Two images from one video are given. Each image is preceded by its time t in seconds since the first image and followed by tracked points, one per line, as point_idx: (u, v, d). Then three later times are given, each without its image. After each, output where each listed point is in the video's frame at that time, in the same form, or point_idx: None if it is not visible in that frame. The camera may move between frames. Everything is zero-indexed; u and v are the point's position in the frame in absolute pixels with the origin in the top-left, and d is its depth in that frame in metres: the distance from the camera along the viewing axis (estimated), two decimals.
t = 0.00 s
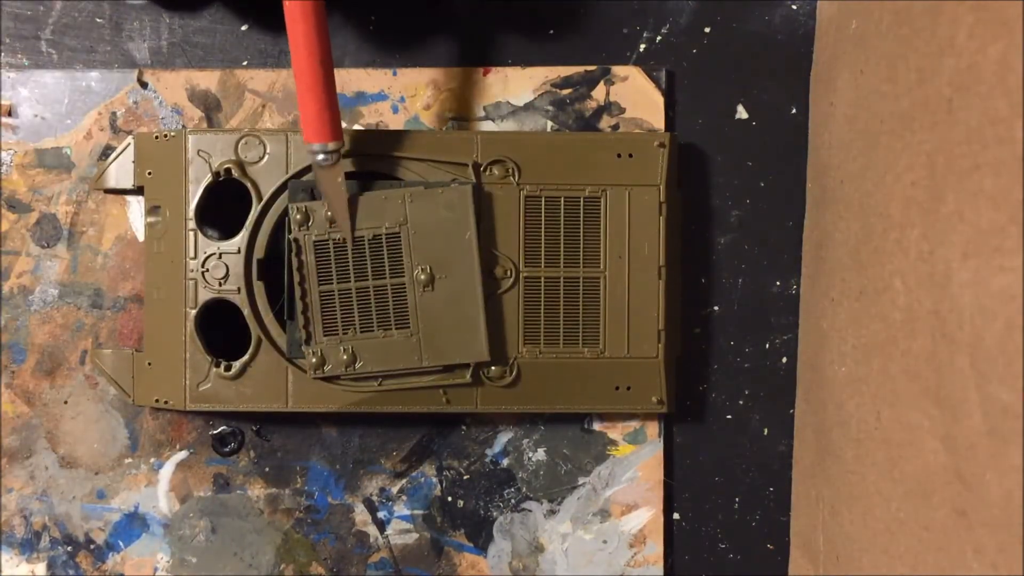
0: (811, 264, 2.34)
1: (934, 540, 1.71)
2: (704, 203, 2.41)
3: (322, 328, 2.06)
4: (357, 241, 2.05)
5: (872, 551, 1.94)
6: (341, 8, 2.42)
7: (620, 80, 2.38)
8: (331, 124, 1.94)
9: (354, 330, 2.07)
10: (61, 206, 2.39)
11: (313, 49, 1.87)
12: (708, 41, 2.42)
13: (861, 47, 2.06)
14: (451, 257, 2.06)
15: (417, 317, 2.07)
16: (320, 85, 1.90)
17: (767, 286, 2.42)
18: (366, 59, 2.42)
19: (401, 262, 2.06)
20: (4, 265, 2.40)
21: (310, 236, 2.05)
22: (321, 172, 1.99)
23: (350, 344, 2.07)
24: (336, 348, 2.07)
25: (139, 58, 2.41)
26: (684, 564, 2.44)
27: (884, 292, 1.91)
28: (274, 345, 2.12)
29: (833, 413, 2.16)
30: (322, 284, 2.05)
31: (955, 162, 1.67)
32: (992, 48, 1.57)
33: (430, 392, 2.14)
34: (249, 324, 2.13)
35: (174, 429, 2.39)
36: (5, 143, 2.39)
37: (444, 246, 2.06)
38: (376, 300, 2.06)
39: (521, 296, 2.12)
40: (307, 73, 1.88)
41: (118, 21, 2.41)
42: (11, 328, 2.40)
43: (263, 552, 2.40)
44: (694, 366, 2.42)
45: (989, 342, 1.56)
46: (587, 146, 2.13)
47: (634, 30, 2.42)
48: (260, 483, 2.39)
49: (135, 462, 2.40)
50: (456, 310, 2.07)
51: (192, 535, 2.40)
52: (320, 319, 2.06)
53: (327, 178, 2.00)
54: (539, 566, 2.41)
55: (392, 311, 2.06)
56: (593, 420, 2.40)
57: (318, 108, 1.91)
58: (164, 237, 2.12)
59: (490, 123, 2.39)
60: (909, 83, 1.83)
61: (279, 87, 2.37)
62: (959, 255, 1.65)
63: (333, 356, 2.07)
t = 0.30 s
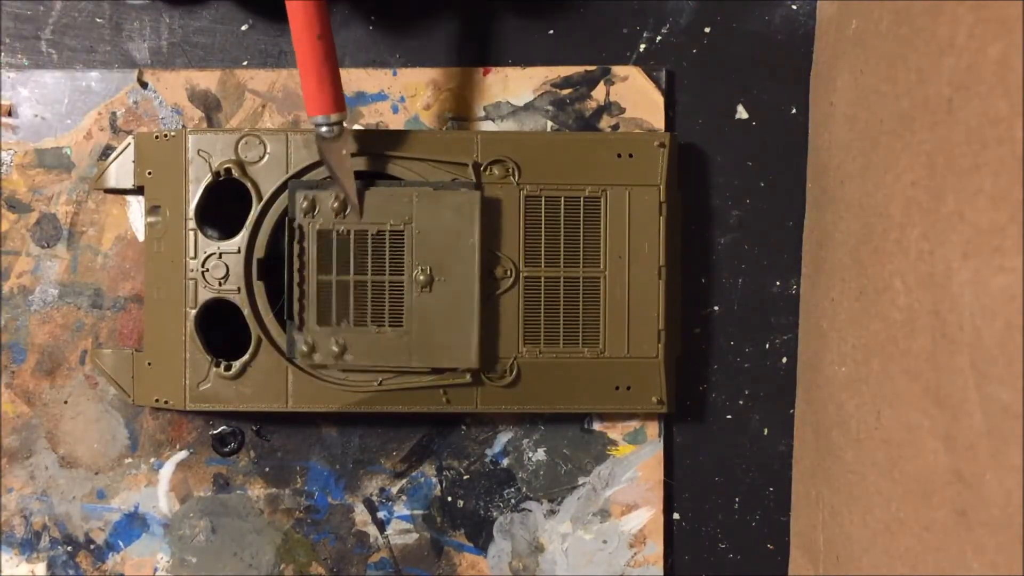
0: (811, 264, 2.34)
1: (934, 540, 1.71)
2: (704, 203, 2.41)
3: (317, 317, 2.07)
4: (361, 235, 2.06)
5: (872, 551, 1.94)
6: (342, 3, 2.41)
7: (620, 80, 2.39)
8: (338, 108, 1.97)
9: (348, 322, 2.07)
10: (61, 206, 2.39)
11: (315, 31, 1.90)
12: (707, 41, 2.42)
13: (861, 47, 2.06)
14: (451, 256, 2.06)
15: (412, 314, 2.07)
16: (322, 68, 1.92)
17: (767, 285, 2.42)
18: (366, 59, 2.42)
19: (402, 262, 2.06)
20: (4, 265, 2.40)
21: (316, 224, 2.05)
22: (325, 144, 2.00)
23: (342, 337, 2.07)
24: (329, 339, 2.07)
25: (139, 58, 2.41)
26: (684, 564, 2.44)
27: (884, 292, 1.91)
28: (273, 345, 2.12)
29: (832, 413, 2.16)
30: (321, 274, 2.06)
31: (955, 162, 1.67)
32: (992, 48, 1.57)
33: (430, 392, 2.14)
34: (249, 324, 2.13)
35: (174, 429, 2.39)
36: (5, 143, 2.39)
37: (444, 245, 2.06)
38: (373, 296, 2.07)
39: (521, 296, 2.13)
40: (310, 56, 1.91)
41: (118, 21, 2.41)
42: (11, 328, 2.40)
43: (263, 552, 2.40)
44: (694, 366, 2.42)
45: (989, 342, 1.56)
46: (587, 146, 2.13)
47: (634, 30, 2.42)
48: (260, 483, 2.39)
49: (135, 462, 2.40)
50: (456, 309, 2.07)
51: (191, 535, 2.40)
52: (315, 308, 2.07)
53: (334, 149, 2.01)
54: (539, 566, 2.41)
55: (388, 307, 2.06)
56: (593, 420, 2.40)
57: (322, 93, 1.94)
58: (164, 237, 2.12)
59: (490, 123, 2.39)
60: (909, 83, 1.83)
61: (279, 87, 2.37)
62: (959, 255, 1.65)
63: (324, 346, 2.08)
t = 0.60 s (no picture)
0: (811, 264, 2.34)
1: (934, 540, 1.71)
2: (704, 203, 2.41)
3: (312, 310, 2.06)
4: (363, 232, 2.06)
5: (872, 551, 1.94)
6: (342, 3, 2.41)
7: (620, 80, 2.38)
8: (333, 96, 1.95)
9: (344, 317, 2.07)
10: (61, 206, 2.39)
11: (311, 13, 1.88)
12: (707, 41, 2.42)
13: (861, 47, 2.06)
14: (451, 256, 2.06)
15: (409, 313, 2.07)
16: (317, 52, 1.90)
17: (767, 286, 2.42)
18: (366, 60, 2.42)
19: (401, 261, 2.06)
20: (4, 265, 2.40)
21: (318, 218, 2.05)
22: (321, 142, 1.98)
23: (337, 332, 2.07)
24: (323, 333, 2.07)
25: (139, 58, 2.41)
26: (684, 564, 2.44)
27: (884, 292, 1.91)
28: (273, 345, 2.12)
29: (832, 413, 2.16)
30: (320, 269, 2.05)
31: (955, 162, 1.67)
32: (992, 48, 1.57)
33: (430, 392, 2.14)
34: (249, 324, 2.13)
35: (174, 429, 2.39)
36: (5, 143, 2.39)
37: (444, 245, 2.06)
38: (372, 295, 2.06)
39: (521, 296, 2.13)
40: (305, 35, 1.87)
41: (118, 21, 2.41)
42: (11, 328, 2.40)
43: (263, 552, 2.40)
44: (694, 366, 2.42)
45: (989, 342, 1.56)
46: (587, 146, 2.13)
47: (634, 30, 2.42)
48: (260, 483, 2.39)
49: (135, 462, 2.40)
50: (456, 309, 2.07)
51: (192, 535, 2.40)
52: (312, 301, 2.06)
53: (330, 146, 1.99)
54: (538, 566, 2.41)
55: (385, 306, 2.06)
56: (593, 420, 2.40)
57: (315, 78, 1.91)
58: (164, 237, 2.12)
59: (490, 123, 2.39)
60: (909, 83, 1.83)
61: (279, 87, 2.37)
62: (959, 255, 1.65)
63: (318, 340, 2.07)
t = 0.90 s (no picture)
0: (811, 265, 2.34)
1: (934, 540, 1.71)
2: (704, 203, 2.41)
3: (312, 310, 2.06)
4: (363, 232, 2.06)
5: (872, 551, 1.94)
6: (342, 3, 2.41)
7: (620, 80, 2.38)
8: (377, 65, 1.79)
9: (344, 317, 2.07)
10: (61, 206, 2.39)
11: None
12: (707, 41, 2.42)
13: (861, 47, 2.06)
14: (450, 256, 2.06)
15: (409, 313, 2.07)
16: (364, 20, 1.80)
17: (767, 286, 2.42)
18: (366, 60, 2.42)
19: (401, 261, 2.06)
20: (4, 265, 2.40)
21: (318, 218, 2.05)
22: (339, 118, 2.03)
23: (337, 332, 2.07)
24: (323, 333, 2.07)
25: (139, 58, 2.41)
26: (684, 564, 2.44)
27: (884, 292, 1.91)
28: (273, 345, 2.11)
29: (832, 413, 2.16)
30: (320, 269, 2.05)
31: (955, 162, 1.67)
32: (992, 48, 1.57)
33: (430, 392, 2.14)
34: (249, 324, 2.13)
35: (174, 429, 2.39)
36: (5, 143, 2.39)
37: (444, 245, 2.06)
38: (372, 295, 2.06)
39: (521, 296, 2.13)
40: None
41: (118, 21, 2.41)
42: (11, 328, 2.40)
43: (263, 552, 2.40)
44: (694, 366, 2.42)
45: (989, 342, 1.56)
46: (587, 146, 2.13)
47: (634, 30, 2.42)
48: (260, 482, 2.39)
49: (135, 462, 2.40)
50: (456, 309, 2.07)
51: (191, 535, 2.40)
52: (312, 301, 2.06)
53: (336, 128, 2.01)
54: (538, 566, 2.41)
55: (385, 305, 2.06)
56: (593, 420, 2.40)
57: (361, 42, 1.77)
58: (164, 237, 2.13)
59: (490, 123, 2.39)
60: (909, 83, 1.83)
61: (279, 87, 2.37)
62: (959, 255, 1.65)
63: (318, 340, 2.07)
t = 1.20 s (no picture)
0: (811, 265, 2.34)
1: (934, 539, 1.71)
2: (704, 203, 2.41)
3: (312, 310, 2.06)
4: (362, 232, 2.06)
5: (872, 551, 1.94)
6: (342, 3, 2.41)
7: (620, 80, 2.38)
8: (466, 86, 1.89)
9: (344, 317, 2.07)
10: (61, 206, 2.39)
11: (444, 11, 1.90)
12: (707, 41, 2.42)
13: (861, 47, 2.06)
14: (450, 256, 2.06)
15: (409, 313, 2.07)
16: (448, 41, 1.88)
17: (767, 286, 2.42)
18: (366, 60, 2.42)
19: (401, 261, 2.06)
20: (4, 265, 2.40)
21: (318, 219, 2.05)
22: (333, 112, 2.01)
23: (337, 332, 2.07)
24: (323, 333, 2.07)
25: (139, 58, 2.41)
26: (684, 564, 2.44)
27: (884, 292, 1.91)
28: (273, 345, 2.11)
29: (832, 413, 2.16)
30: (321, 269, 2.05)
31: (955, 162, 1.67)
32: (991, 48, 1.57)
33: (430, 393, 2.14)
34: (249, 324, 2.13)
35: (174, 429, 2.39)
36: (5, 143, 2.39)
37: (443, 245, 2.06)
38: (372, 296, 2.06)
39: (521, 296, 2.13)
40: (438, 14, 1.86)
41: (118, 21, 2.41)
42: (11, 328, 2.40)
43: (263, 552, 2.40)
44: (694, 366, 2.42)
45: (989, 341, 1.56)
46: (587, 146, 2.13)
47: (634, 30, 2.42)
48: (260, 483, 2.39)
49: (135, 462, 2.40)
50: (456, 310, 2.07)
51: (192, 535, 2.40)
52: (312, 301, 2.06)
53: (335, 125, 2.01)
54: (538, 566, 2.41)
55: (385, 305, 2.06)
56: (593, 420, 2.40)
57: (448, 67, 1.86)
58: (164, 237, 2.13)
59: (490, 123, 2.39)
60: (909, 83, 1.83)
61: (279, 87, 2.37)
62: (959, 255, 1.65)
63: (318, 340, 2.07)
